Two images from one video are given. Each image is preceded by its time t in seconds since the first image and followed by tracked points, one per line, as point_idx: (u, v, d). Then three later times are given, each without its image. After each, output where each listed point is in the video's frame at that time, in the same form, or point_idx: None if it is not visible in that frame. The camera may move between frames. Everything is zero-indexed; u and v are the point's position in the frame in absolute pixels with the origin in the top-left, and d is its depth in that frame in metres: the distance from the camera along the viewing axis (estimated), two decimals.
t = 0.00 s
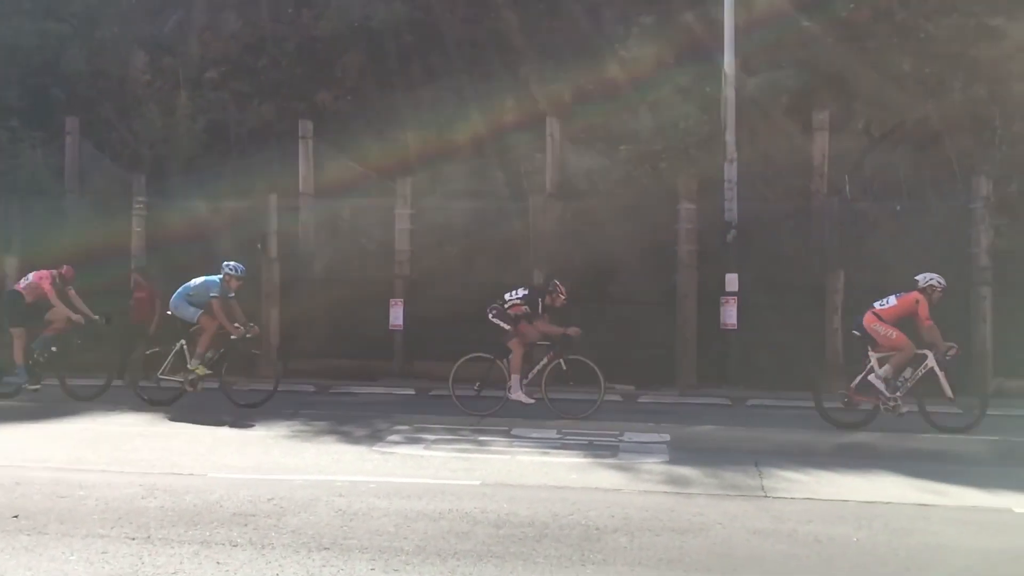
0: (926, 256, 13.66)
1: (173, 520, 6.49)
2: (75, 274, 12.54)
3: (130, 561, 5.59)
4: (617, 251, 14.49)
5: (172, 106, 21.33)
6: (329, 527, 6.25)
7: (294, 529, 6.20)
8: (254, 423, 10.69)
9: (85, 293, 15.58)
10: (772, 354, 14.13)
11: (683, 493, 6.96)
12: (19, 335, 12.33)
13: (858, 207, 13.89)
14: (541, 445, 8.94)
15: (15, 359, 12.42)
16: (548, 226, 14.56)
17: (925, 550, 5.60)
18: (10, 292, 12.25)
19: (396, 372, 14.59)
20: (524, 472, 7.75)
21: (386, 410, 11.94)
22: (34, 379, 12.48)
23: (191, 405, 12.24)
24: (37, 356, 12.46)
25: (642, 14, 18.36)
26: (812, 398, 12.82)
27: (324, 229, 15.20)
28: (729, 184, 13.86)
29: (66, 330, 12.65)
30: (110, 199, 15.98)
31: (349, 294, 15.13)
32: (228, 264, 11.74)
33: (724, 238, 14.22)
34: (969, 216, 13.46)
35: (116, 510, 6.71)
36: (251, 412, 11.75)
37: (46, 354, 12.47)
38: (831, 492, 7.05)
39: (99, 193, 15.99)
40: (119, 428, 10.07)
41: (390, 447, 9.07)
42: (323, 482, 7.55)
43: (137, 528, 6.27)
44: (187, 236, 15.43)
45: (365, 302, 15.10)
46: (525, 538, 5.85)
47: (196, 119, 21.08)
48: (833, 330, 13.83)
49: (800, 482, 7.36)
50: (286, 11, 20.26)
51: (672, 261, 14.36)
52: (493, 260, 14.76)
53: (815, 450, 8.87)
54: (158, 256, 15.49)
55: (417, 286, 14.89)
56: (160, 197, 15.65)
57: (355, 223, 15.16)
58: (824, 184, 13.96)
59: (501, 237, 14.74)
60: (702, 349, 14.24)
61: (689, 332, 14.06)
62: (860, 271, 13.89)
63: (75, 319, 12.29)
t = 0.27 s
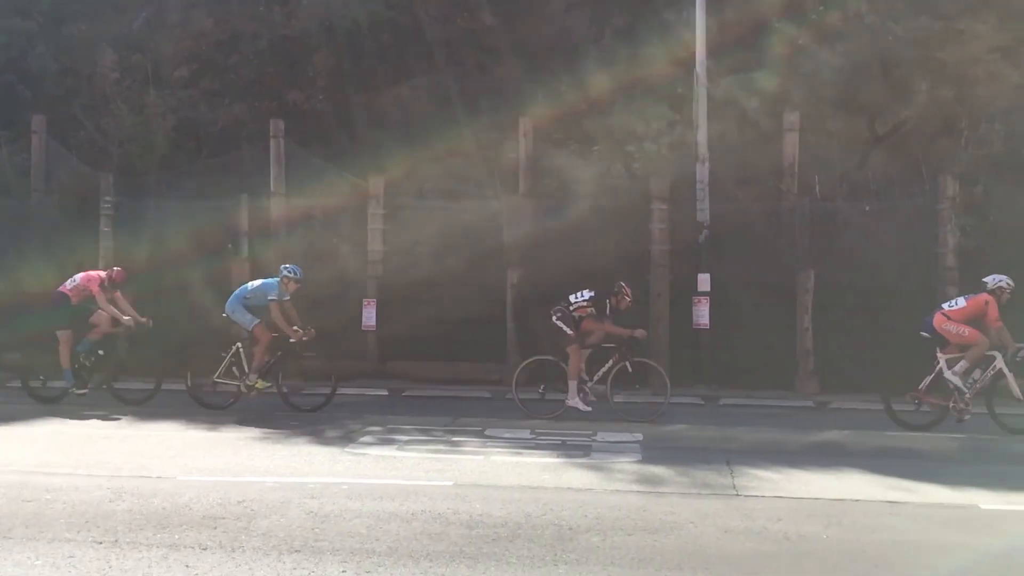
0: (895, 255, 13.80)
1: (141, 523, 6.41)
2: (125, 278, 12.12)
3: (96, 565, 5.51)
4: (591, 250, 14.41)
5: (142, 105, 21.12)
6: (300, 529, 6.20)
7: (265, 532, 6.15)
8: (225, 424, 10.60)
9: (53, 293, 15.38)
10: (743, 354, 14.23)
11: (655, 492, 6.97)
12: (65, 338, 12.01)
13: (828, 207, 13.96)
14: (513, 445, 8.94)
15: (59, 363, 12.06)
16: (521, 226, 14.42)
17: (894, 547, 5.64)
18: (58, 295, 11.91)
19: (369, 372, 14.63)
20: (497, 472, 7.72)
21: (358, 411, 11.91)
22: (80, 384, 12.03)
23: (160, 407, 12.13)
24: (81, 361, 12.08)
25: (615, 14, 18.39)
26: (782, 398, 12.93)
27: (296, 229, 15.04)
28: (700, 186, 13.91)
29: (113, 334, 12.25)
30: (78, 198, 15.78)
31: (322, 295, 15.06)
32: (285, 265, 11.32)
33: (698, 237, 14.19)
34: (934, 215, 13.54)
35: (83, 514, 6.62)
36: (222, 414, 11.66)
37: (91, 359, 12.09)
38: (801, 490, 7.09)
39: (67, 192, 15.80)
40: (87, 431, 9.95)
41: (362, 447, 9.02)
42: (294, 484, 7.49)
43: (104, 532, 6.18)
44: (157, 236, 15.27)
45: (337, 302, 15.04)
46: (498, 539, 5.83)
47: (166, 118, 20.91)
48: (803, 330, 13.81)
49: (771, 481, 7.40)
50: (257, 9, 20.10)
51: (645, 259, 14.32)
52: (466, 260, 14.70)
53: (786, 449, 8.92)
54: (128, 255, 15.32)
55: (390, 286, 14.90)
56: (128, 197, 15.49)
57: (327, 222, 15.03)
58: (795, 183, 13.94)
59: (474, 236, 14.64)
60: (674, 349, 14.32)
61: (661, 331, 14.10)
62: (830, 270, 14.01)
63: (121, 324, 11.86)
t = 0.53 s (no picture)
0: (860, 258, 13.96)
1: (102, 527, 6.30)
2: (172, 279, 12.13)
3: (55, 571, 5.41)
4: (561, 251, 14.43)
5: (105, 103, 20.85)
6: (265, 533, 6.12)
7: (229, 535, 6.07)
8: (189, 427, 10.46)
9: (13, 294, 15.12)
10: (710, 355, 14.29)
11: (622, 493, 6.98)
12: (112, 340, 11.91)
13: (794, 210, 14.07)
14: (482, 447, 8.91)
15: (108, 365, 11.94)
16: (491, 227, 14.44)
17: (859, 546, 5.69)
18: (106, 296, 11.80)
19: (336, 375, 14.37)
20: (464, 474, 7.68)
21: (325, 414, 11.80)
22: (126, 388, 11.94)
23: (123, 410, 11.94)
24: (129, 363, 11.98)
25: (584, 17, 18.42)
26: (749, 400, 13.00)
27: (263, 230, 14.90)
28: (669, 189, 13.97)
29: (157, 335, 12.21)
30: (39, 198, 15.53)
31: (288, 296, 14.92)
32: (342, 268, 11.24)
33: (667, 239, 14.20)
34: (899, 220, 13.81)
35: (42, 518, 6.50)
36: (186, 416, 11.51)
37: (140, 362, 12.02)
38: (767, 491, 7.13)
39: (28, 191, 15.54)
40: (47, 434, 9.78)
41: (329, 450, 8.94)
42: (259, 488, 7.41)
43: (64, 537, 6.07)
44: (121, 236, 15.08)
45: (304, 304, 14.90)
46: (465, 541, 5.80)
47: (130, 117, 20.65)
48: (769, 332, 13.96)
49: (737, 481, 7.43)
50: (223, 8, 19.91)
51: (615, 261, 14.32)
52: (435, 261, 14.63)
53: (752, 450, 8.97)
54: (91, 256, 15.10)
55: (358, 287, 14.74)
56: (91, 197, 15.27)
57: (294, 223, 14.90)
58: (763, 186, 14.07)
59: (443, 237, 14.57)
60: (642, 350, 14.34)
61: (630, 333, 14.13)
62: (796, 273, 14.12)
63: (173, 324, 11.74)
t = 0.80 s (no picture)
0: (823, 259, 14.14)
1: (61, 530, 6.20)
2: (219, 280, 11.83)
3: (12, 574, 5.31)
4: (527, 251, 14.45)
5: (68, 100, 20.57)
6: (227, 535, 6.06)
7: (190, 538, 5.99)
8: (151, 428, 10.32)
9: None
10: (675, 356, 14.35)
11: (588, 493, 6.98)
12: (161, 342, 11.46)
13: (759, 212, 14.19)
14: (447, 448, 8.88)
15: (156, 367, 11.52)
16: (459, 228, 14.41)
17: (821, 544, 5.73)
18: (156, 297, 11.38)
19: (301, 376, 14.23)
20: (430, 475, 7.65)
21: (290, 414, 11.71)
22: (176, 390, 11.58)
23: (83, 410, 11.75)
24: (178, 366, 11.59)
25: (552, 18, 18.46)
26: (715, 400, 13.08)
27: (228, 229, 14.77)
28: (635, 191, 14.04)
29: (208, 338, 11.85)
30: None
31: (253, 296, 14.79)
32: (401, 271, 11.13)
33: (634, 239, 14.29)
34: (861, 224, 14.06)
35: None
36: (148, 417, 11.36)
37: (185, 364, 11.62)
38: (731, 491, 7.16)
39: None
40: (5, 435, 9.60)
41: (294, 451, 8.87)
42: (222, 489, 7.33)
43: (21, 540, 5.96)
44: (83, 234, 14.88)
45: (268, 303, 14.77)
46: (430, 542, 5.77)
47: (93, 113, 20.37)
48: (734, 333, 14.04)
49: (701, 481, 7.47)
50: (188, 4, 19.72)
51: (582, 261, 14.38)
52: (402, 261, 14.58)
53: (717, 450, 9.02)
54: (51, 254, 14.87)
55: (324, 287, 14.64)
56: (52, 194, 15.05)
57: (260, 222, 14.78)
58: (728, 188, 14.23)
59: (410, 237, 14.53)
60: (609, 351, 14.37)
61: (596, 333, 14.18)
62: (762, 274, 14.22)
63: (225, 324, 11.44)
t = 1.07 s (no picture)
0: (787, 260, 14.26)
1: (19, 532, 6.08)
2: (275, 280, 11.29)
3: None
4: (494, 250, 14.42)
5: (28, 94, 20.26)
6: (190, 535, 5.99)
7: (152, 539, 5.92)
8: (113, 428, 10.16)
9: None
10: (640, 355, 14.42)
11: (554, 492, 6.98)
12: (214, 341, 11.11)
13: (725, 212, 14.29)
14: (414, 448, 8.84)
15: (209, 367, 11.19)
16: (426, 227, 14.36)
17: (786, 541, 5.78)
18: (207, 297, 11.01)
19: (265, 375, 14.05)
20: (395, 475, 7.61)
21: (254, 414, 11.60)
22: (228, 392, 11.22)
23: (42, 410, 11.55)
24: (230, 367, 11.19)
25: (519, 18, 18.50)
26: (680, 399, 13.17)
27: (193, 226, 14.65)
28: (602, 191, 14.11)
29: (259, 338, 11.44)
30: None
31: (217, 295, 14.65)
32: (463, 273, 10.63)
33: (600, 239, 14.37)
34: (824, 222, 14.06)
35: None
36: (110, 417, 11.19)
37: (239, 365, 11.22)
38: (697, 489, 7.19)
39: None
40: None
41: (258, 451, 8.78)
42: (185, 489, 7.24)
43: None
44: (44, 231, 14.65)
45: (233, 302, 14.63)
46: (395, 541, 5.74)
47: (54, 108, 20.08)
48: (699, 332, 14.10)
49: (667, 479, 7.50)
50: None
51: (547, 261, 14.38)
52: (369, 259, 14.54)
53: (684, 448, 9.06)
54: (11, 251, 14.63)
55: (289, 286, 14.53)
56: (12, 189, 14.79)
57: (225, 220, 14.65)
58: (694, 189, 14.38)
59: (378, 236, 14.59)
60: (575, 349, 14.40)
61: (563, 333, 14.20)
62: (727, 274, 14.30)
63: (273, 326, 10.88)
